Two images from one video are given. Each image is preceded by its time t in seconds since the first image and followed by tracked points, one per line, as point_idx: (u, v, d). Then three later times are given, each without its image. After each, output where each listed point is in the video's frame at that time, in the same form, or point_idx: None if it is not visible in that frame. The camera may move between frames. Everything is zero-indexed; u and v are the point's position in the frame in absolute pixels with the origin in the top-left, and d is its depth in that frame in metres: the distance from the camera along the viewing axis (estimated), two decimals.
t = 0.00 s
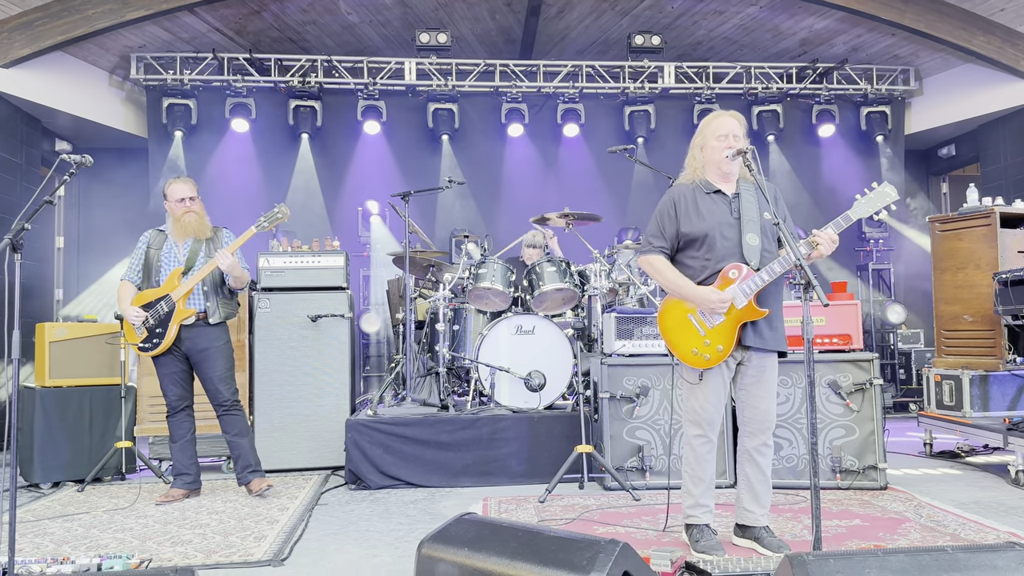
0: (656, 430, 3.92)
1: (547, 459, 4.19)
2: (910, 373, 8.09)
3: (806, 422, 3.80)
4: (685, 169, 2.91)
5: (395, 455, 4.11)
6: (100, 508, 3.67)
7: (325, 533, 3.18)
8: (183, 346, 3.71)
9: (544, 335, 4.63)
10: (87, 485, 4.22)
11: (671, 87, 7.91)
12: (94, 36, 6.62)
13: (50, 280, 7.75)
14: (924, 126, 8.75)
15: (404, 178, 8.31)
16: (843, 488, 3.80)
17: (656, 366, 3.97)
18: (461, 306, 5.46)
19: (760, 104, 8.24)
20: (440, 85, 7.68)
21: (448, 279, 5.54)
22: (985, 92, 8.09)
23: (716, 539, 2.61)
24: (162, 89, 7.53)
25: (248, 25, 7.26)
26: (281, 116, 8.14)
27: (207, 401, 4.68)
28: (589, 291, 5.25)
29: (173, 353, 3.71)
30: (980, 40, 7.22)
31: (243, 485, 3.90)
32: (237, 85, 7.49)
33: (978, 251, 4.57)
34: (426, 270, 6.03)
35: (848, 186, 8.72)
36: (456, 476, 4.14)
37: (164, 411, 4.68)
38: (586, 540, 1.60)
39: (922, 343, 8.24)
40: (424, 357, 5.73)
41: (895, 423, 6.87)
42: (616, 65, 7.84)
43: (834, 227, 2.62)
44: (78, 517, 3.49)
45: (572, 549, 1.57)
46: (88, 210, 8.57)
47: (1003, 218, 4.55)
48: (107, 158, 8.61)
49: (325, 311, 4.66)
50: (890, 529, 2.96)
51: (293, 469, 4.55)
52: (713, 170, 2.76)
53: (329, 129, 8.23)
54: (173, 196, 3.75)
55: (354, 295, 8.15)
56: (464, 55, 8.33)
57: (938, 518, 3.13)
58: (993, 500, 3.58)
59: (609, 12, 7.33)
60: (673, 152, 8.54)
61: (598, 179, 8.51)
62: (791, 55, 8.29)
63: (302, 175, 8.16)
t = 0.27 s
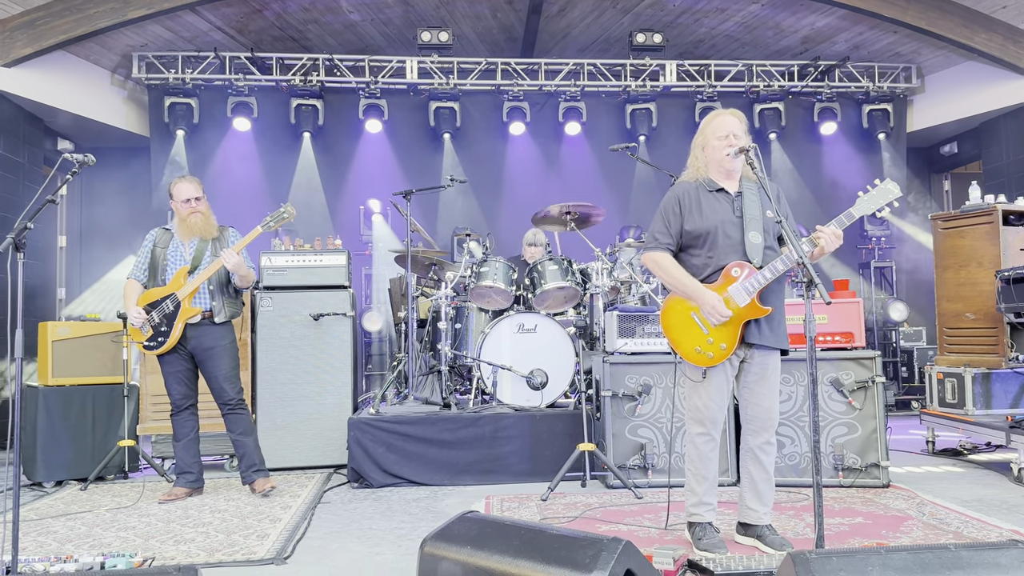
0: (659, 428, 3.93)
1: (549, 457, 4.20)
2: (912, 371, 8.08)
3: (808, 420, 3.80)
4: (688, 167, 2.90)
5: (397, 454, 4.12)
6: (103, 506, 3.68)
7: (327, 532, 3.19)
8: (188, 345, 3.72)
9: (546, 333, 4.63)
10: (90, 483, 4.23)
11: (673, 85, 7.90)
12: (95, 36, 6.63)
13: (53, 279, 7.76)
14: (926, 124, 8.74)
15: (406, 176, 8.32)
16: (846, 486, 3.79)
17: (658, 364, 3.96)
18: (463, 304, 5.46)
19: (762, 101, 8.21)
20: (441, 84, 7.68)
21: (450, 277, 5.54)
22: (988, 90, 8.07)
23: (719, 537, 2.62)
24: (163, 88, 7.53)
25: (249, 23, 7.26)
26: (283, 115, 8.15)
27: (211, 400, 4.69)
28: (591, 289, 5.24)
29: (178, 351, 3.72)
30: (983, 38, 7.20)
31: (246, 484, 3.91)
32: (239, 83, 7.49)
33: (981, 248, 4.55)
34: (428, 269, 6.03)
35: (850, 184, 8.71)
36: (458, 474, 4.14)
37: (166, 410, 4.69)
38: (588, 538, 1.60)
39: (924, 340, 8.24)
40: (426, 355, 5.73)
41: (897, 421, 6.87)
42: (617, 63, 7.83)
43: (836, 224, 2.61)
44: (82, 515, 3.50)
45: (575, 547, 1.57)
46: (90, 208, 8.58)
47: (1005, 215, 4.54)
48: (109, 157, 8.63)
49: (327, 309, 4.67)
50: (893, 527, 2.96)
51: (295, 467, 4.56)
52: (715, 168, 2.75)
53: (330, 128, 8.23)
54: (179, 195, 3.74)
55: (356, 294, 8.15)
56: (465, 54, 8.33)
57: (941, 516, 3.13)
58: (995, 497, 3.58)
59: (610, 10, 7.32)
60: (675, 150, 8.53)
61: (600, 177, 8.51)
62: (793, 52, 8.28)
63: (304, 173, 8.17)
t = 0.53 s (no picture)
0: (659, 426, 3.93)
1: (550, 455, 4.20)
2: (914, 369, 8.07)
3: (809, 418, 3.79)
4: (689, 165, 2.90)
5: (398, 452, 4.12)
6: (104, 506, 3.68)
7: (329, 530, 3.19)
8: (196, 344, 3.70)
9: (547, 332, 4.63)
10: (91, 482, 4.23)
11: (674, 84, 7.90)
12: (96, 35, 6.63)
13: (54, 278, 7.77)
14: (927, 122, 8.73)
15: (407, 175, 8.32)
16: (847, 484, 3.79)
17: (659, 363, 3.96)
18: (465, 303, 5.46)
19: (763, 100, 8.20)
20: (442, 83, 7.68)
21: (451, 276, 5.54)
22: (989, 88, 8.05)
23: (719, 536, 2.62)
24: (164, 87, 7.53)
25: (250, 22, 7.26)
26: (283, 114, 8.15)
27: (216, 399, 4.69)
28: (592, 288, 5.24)
29: (187, 350, 3.70)
30: (984, 35, 7.19)
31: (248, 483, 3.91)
32: (240, 83, 7.49)
33: (982, 246, 4.56)
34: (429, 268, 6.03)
35: (851, 182, 8.71)
36: (459, 473, 4.14)
37: (168, 409, 4.68)
38: (588, 536, 1.60)
39: (926, 339, 8.23)
40: (427, 354, 5.73)
41: (898, 420, 6.86)
42: (618, 61, 7.82)
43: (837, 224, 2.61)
44: (83, 515, 3.50)
45: (576, 546, 1.57)
46: (92, 208, 8.59)
47: (1007, 213, 4.53)
48: (110, 156, 8.63)
49: (328, 308, 4.67)
50: (894, 525, 2.96)
51: (296, 466, 4.57)
52: (717, 167, 2.75)
53: (331, 127, 8.23)
54: (191, 194, 3.75)
55: (357, 293, 8.14)
56: (466, 52, 8.33)
57: (942, 514, 3.13)
58: (997, 496, 3.58)
59: (611, 8, 7.31)
60: (676, 149, 8.52)
61: (601, 176, 8.50)
62: (794, 50, 8.27)
63: (305, 172, 8.17)
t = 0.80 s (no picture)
0: (661, 424, 3.93)
1: (551, 454, 4.20)
2: (916, 367, 8.06)
3: (811, 416, 3.79)
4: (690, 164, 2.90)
5: (400, 451, 4.12)
6: (107, 504, 3.69)
7: (331, 528, 3.20)
8: (213, 342, 3.72)
9: (549, 330, 4.63)
10: (94, 481, 4.24)
11: (675, 82, 7.89)
12: (97, 33, 6.63)
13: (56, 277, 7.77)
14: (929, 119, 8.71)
15: (408, 173, 8.31)
16: (849, 482, 3.79)
17: (661, 361, 3.96)
18: (466, 302, 5.46)
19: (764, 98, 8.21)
20: (443, 81, 7.67)
21: (452, 274, 5.54)
22: (991, 85, 8.03)
23: (721, 534, 2.62)
24: (166, 86, 7.54)
25: (251, 21, 7.26)
26: (284, 112, 8.15)
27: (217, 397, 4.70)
28: (594, 286, 5.24)
29: (204, 348, 3.72)
30: (986, 33, 7.18)
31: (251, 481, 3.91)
32: (241, 81, 7.48)
33: (983, 244, 4.56)
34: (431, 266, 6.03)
35: (853, 180, 8.70)
36: (461, 471, 4.14)
37: (171, 407, 4.68)
38: (591, 534, 1.60)
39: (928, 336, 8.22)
40: (429, 352, 5.74)
41: (900, 418, 6.86)
42: (619, 59, 7.81)
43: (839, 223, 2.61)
44: (86, 512, 3.51)
45: (578, 543, 1.57)
46: (94, 207, 8.60)
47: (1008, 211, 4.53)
48: (112, 155, 8.64)
49: (330, 307, 4.67)
50: (896, 523, 2.96)
51: (298, 464, 4.57)
52: (719, 165, 2.75)
53: (332, 125, 8.23)
54: (213, 192, 3.74)
55: (358, 291, 8.15)
56: (467, 50, 8.33)
57: (944, 512, 3.13)
58: (999, 493, 3.57)
59: (612, 5, 7.30)
60: (678, 147, 8.51)
61: (603, 174, 8.50)
62: (796, 48, 8.26)
63: (306, 171, 8.18)
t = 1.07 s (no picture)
0: (661, 422, 3.92)
1: (551, 451, 4.20)
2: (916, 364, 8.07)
3: (811, 414, 3.79)
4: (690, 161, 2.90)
5: (400, 448, 4.12)
6: (107, 502, 3.69)
7: (331, 526, 3.20)
8: (233, 336, 3.72)
9: (549, 328, 4.63)
10: (94, 478, 4.24)
11: (675, 79, 7.88)
12: (96, 31, 6.63)
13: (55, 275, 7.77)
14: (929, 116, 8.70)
15: (408, 171, 8.30)
16: (849, 480, 3.79)
17: (661, 358, 3.96)
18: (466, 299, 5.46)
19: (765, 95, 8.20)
20: (443, 79, 7.67)
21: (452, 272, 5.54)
22: (992, 82, 8.02)
23: (721, 531, 2.62)
24: (165, 83, 7.53)
25: (250, 18, 7.25)
26: (284, 109, 8.14)
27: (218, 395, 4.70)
28: (594, 284, 5.24)
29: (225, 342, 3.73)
30: (987, 30, 7.17)
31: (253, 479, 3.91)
32: (241, 78, 7.47)
33: (983, 241, 4.55)
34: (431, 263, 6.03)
35: (853, 177, 8.69)
36: (461, 468, 4.14)
37: (171, 404, 4.68)
38: (590, 532, 1.60)
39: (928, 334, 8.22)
40: (429, 350, 5.74)
41: (900, 415, 6.86)
42: (619, 57, 7.80)
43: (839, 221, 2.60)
44: (86, 510, 3.51)
45: (578, 540, 1.57)
46: (93, 204, 8.59)
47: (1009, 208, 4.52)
48: (111, 152, 8.64)
49: (330, 304, 4.67)
50: (896, 520, 2.96)
51: (299, 462, 4.58)
52: (718, 162, 2.74)
53: (332, 122, 8.22)
54: (236, 186, 3.75)
55: (358, 289, 8.15)
56: (467, 48, 8.32)
57: (944, 509, 3.13)
58: (999, 491, 3.58)
59: (612, 2, 7.29)
60: (678, 144, 8.51)
61: (603, 171, 8.49)
62: (796, 45, 8.26)
63: (306, 169, 8.17)
